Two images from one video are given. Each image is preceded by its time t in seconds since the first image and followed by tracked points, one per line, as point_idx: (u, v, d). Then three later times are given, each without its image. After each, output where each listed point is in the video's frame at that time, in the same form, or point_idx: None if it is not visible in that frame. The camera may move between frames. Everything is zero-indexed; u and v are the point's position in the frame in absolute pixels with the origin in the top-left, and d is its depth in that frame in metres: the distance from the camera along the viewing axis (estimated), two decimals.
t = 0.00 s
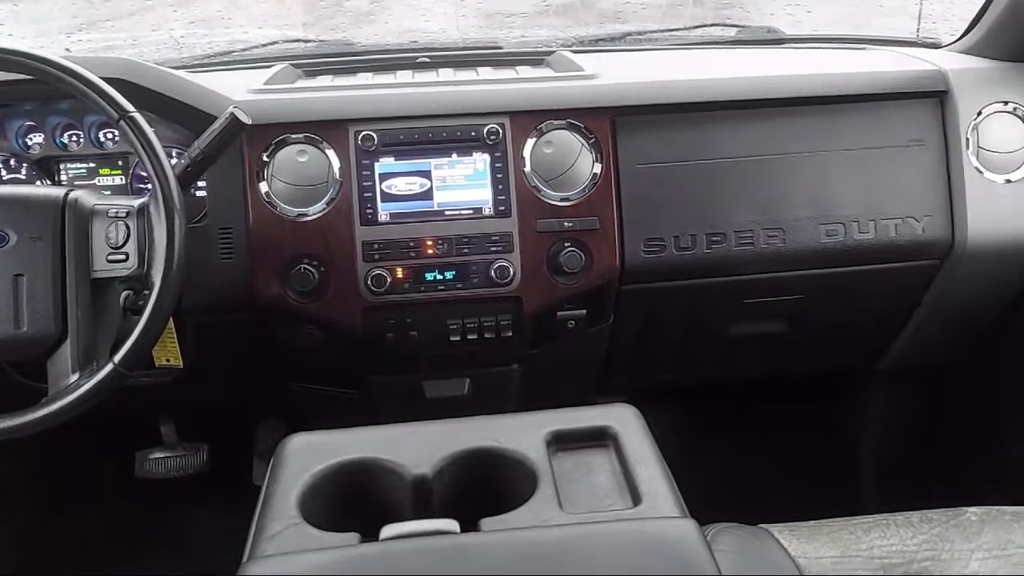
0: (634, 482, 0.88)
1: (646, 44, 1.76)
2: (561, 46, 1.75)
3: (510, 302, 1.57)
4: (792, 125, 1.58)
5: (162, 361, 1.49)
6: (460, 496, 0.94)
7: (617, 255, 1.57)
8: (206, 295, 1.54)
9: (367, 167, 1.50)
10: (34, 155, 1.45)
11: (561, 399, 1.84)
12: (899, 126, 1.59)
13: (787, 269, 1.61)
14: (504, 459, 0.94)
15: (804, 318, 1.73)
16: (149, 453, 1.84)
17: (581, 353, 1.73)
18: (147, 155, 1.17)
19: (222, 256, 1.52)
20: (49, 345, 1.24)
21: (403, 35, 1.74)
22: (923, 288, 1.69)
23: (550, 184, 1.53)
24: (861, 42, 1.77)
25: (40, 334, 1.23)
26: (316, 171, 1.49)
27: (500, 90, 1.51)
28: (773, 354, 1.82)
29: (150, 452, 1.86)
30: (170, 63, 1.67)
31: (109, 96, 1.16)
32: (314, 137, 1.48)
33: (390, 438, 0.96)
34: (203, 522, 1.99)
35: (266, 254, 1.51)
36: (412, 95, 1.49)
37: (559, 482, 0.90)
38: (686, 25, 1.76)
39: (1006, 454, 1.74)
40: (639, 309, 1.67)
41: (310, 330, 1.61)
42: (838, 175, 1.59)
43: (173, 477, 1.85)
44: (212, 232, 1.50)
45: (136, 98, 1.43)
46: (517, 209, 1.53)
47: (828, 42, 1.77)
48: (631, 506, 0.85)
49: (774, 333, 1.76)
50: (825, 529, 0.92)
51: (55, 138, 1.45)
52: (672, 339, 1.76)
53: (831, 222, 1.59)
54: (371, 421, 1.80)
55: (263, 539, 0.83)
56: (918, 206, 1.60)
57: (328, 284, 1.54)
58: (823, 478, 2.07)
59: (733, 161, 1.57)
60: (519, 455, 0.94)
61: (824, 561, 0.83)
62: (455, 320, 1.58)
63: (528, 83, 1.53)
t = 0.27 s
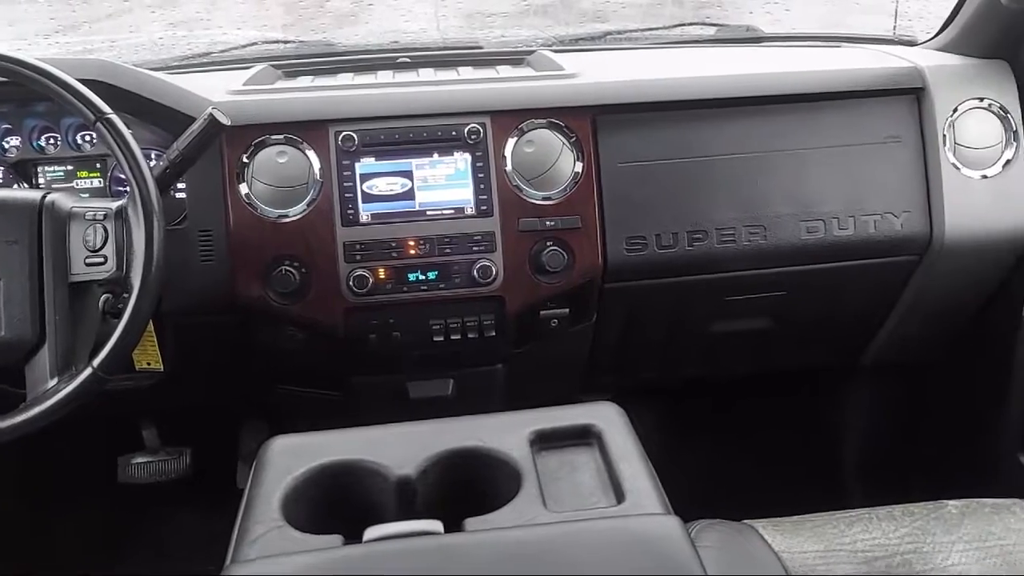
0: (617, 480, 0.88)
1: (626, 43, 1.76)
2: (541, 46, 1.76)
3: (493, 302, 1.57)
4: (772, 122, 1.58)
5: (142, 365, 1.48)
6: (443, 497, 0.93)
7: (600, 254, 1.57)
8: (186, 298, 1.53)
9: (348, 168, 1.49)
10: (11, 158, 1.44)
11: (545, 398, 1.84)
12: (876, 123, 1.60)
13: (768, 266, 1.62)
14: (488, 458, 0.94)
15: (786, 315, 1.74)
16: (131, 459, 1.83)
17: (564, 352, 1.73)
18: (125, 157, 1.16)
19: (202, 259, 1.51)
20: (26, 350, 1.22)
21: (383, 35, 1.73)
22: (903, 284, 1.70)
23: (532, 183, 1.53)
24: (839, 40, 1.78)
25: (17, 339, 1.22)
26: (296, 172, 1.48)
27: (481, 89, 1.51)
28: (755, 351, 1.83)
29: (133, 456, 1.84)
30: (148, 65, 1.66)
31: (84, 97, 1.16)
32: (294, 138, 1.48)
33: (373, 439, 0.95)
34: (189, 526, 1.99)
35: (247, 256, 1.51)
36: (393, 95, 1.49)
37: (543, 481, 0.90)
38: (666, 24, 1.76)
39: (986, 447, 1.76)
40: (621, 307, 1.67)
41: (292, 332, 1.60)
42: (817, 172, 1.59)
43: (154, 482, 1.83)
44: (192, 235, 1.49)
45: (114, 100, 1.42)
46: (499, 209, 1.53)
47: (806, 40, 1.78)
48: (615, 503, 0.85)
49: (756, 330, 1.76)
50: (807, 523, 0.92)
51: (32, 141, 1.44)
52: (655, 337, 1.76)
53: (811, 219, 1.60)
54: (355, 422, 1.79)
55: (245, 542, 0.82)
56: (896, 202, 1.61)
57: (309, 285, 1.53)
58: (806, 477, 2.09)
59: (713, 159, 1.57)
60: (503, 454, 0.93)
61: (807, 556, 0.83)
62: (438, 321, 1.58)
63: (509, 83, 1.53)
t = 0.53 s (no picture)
0: (598, 478, 0.88)
1: (604, 43, 1.77)
2: (520, 46, 1.76)
3: (474, 302, 1.57)
4: (749, 122, 1.59)
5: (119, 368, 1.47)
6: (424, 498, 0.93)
7: (580, 253, 1.57)
8: (164, 301, 1.52)
9: (327, 168, 1.49)
10: None
11: (527, 398, 1.84)
12: (852, 121, 1.61)
13: (747, 264, 1.63)
14: (469, 458, 0.94)
15: (765, 313, 1.74)
16: (109, 463, 1.82)
17: (545, 352, 1.73)
18: (100, 159, 1.15)
19: (180, 262, 1.50)
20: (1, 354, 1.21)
21: (363, 36, 1.73)
22: (881, 281, 1.71)
23: (512, 183, 1.53)
24: (816, 40, 1.79)
25: None
26: (275, 173, 1.47)
27: (460, 90, 1.51)
28: (735, 349, 1.83)
29: (111, 461, 1.83)
30: (125, 66, 1.65)
31: (59, 99, 1.15)
32: (273, 139, 1.47)
33: (353, 440, 0.95)
34: (169, 529, 2.00)
35: (226, 258, 1.50)
36: (372, 95, 1.49)
37: (524, 481, 0.90)
38: (645, 25, 1.77)
39: (962, 441, 1.77)
40: (602, 306, 1.67)
41: (272, 334, 1.59)
42: (794, 170, 1.60)
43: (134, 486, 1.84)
44: (170, 237, 1.48)
45: (90, 101, 1.42)
46: (479, 209, 1.53)
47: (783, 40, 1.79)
48: (596, 502, 0.85)
49: (736, 328, 1.77)
50: (786, 518, 0.94)
51: (8, 144, 1.43)
52: (636, 336, 1.77)
53: (789, 216, 1.60)
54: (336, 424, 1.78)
55: (224, 546, 0.81)
56: (872, 200, 1.62)
57: (289, 287, 1.52)
58: (788, 477, 2.10)
59: (691, 158, 1.58)
60: (484, 454, 0.93)
61: (782, 552, 0.85)
62: (419, 321, 1.57)
63: (488, 83, 1.53)
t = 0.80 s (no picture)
0: (575, 476, 0.88)
1: (578, 43, 1.77)
2: (495, 46, 1.76)
3: (450, 302, 1.57)
4: (722, 120, 1.60)
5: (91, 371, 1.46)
6: (401, 498, 0.93)
7: (556, 252, 1.57)
8: (137, 303, 1.50)
9: (301, 168, 1.48)
10: None
11: (504, 397, 1.84)
12: (823, 119, 1.63)
13: (721, 262, 1.63)
14: (445, 458, 0.93)
15: (739, 310, 1.75)
16: (82, 469, 1.79)
17: (522, 351, 1.73)
18: (70, 160, 1.15)
19: (153, 263, 1.49)
20: None
21: (337, 36, 1.72)
22: (854, 277, 1.73)
23: (487, 183, 1.53)
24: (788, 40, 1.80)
25: None
26: (248, 174, 1.46)
27: (434, 89, 1.51)
28: (711, 346, 1.84)
29: (84, 466, 1.81)
30: (96, 66, 1.64)
31: (28, 100, 1.14)
32: (246, 139, 1.47)
33: (329, 441, 0.94)
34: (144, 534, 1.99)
35: (199, 259, 1.49)
36: (345, 95, 1.48)
37: (501, 479, 0.90)
38: (618, 24, 1.78)
39: (935, 436, 1.79)
40: (578, 305, 1.67)
41: (247, 335, 1.58)
42: (767, 169, 1.61)
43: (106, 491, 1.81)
44: (142, 239, 1.47)
45: (60, 102, 1.41)
46: (454, 208, 1.52)
47: (755, 39, 1.80)
48: (573, 499, 0.85)
49: (711, 325, 1.78)
50: (765, 512, 0.95)
51: None
52: (611, 335, 1.77)
53: (762, 214, 1.61)
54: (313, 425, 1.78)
55: (199, 550, 0.81)
56: (843, 198, 1.63)
57: (264, 287, 1.51)
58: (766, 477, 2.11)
59: (665, 157, 1.59)
60: (460, 453, 0.93)
61: (761, 546, 0.86)
62: (395, 321, 1.57)
63: (462, 82, 1.53)
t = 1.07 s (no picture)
0: (549, 478, 0.88)
1: (551, 45, 1.77)
2: (468, 49, 1.75)
3: (424, 305, 1.56)
4: (694, 123, 1.61)
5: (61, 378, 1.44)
6: (375, 502, 0.92)
7: (530, 254, 1.57)
8: (107, 309, 1.49)
9: (273, 172, 1.47)
10: None
11: (479, 400, 1.83)
12: (794, 121, 1.64)
13: (694, 263, 1.64)
14: (419, 461, 0.93)
15: (713, 311, 1.76)
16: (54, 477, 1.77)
17: (497, 354, 1.73)
18: (37, 165, 1.13)
19: (123, 269, 1.47)
20: None
21: (311, 39, 1.71)
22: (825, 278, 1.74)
23: (461, 186, 1.53)
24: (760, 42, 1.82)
25: None
26: (219, 178, 1.46)
27: (407, 92, 1.50)
28: (684, 347, 1.85)
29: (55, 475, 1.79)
30: (65, 70, 1.62)
31: None
32: (217, 143, 1.46)
33: (302, 446, 0.94)
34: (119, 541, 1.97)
35: (171, 264, 1.47)
36: (317, 98, 1.47)
37: (475, 482, 0.90)
38: (592, 27, 1.78)
39: (904, 434, 1.81)
40: (553, 307, 1.67)
41: (220, 341, 1.57)
42: (739, 171, 1.62)
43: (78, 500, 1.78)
44: (112, 244, 1.46)
45: (28, 107, 1.39)
46: (428, 211, 1.52)
47: (727, 42, 1.81)
48: (547, 501, 0.85)
49: (684, 327, 1.78)
50: (735, 511, 0.95)
51: None
52: (586, 337, 1.77)
53: (734, 215, 1.62)
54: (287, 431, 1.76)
55: (170, 558, 0.80)
56: (814, 199, 1.64)
57: (236, 292, 1.50)
58: (742, 478, 2.12)
59: (637, 159, 1.59)
60: (435, 457, 0.93)
61: (736, 547, 0.86)
62: (369, 325, 1.56)
63: (435, 85, 1.52)
